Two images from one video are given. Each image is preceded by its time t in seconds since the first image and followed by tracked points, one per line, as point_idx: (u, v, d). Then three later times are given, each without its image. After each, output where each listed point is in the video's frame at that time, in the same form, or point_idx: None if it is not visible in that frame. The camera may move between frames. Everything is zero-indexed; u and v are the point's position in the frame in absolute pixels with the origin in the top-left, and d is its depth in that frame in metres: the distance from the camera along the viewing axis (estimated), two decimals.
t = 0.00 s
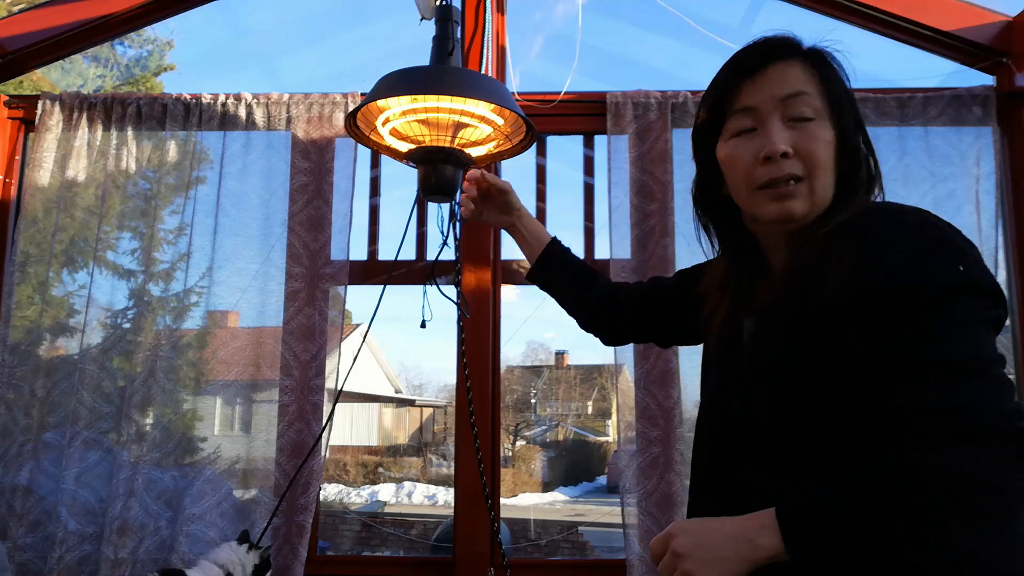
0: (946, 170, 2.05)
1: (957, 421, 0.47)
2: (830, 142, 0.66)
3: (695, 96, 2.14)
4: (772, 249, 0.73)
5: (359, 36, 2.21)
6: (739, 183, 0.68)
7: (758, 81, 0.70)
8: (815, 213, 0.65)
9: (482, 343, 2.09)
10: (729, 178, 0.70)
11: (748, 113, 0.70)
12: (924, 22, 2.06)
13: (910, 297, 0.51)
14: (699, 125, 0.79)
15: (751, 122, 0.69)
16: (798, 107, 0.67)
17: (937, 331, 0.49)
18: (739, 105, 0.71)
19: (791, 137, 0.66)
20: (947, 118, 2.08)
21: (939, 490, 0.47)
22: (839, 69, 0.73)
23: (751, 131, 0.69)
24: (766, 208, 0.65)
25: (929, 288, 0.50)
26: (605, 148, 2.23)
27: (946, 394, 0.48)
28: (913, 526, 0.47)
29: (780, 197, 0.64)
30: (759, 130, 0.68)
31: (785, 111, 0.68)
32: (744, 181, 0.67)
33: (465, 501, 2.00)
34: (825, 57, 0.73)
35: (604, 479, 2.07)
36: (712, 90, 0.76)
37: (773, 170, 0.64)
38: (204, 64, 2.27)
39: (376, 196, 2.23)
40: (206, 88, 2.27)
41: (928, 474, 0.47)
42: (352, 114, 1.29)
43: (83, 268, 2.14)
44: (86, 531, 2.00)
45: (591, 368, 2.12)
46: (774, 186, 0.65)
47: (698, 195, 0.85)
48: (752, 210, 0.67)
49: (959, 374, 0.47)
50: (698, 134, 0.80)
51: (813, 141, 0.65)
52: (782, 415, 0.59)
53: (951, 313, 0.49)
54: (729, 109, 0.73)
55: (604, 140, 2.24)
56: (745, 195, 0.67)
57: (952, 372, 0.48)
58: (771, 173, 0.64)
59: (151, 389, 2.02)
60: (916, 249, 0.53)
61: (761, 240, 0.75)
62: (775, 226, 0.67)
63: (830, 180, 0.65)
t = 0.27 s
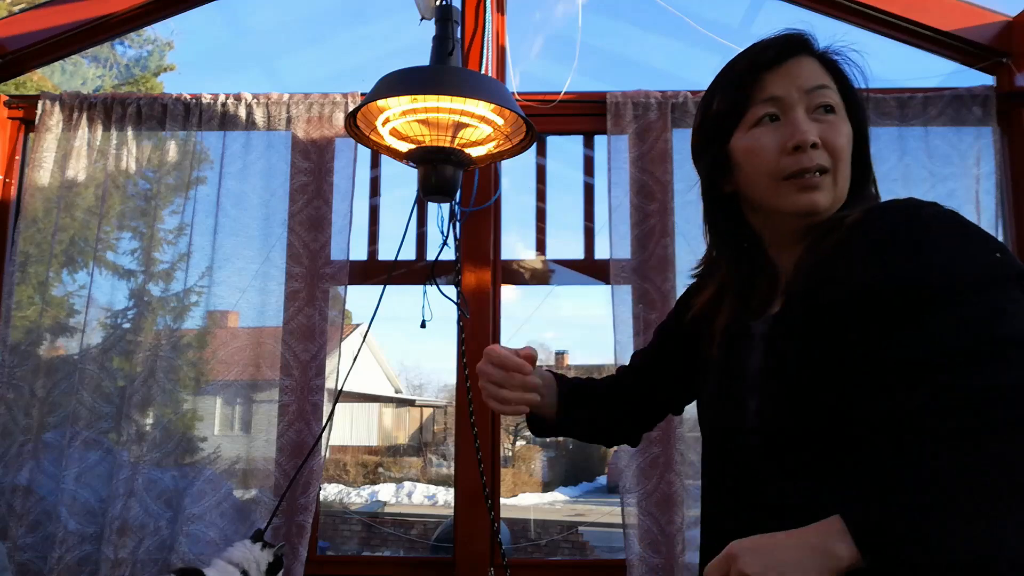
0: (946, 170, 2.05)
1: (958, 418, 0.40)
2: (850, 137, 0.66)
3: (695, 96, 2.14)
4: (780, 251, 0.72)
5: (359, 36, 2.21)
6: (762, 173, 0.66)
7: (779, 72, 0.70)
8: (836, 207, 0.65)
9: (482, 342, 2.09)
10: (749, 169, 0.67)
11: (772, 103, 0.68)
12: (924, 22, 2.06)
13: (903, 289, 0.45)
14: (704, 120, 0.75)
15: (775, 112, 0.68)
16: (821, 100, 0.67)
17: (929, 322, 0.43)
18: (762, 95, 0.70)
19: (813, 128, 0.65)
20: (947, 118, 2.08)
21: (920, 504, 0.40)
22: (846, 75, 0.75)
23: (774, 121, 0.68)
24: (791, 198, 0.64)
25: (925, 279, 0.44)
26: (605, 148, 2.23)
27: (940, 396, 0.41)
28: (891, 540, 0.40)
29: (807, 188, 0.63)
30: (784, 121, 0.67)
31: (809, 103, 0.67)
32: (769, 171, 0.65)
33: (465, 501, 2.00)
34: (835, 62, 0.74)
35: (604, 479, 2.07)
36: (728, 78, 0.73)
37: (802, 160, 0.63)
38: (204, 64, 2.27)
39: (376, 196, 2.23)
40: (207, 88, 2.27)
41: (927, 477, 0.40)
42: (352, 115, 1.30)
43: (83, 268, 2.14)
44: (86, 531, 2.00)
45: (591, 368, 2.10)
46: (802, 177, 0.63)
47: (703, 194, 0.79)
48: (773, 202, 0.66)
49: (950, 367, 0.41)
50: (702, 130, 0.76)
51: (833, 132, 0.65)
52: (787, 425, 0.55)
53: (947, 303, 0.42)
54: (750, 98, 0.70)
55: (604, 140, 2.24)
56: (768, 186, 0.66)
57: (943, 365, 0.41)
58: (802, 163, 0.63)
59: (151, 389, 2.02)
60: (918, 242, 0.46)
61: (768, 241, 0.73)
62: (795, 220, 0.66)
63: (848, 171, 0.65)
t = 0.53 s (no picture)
0: (946, 170, 2.05)
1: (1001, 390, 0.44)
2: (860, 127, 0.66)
3: (695, 96, 2.14)
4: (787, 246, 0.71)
5: (359, 36, 2.22)
6: (773, 161, 0.65)
7: (789, 58, 0.69)
8: (844, 198, 0.65)
9: (482, 342, 2.10)
10: (758, 156, 0.66)
11: (784, 90, 0.67)
12: (923, 22, 2.06)
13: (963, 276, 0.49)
14: (708, 107, 0.73)
15: (787, 100, 0.67)
16: (834, 89, 0.67)
17: (988, 305, 0.46)
18: (774, 82, 0.68)
19: (826, 116, 0.64)
20: (947, 118, 2.08)
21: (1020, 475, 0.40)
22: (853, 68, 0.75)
23: (785, 108, 0.67)
24: (803, 187, 0.63)
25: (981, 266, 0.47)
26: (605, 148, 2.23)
27: (1003, 366, 0.43)
28: (978, 505, 0.42)
29: (819, 177, 0.63)
30: (796, 109, 0.66)
31: (822, 92, 0.67)
32: (781, 159, 0.64)
33: (465, 500, 2.01)
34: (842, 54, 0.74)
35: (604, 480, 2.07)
36: (737, 64, 0.70)
37: (815, 147, 0.63)
38: (203, 64, 2.26)
39: (376, 196, 2.23)
40: (207, 87, 2.27)
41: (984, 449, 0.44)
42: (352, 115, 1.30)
43: (83, 268, 2.14)
44: (86, 531, 2.00)
45: (591, 368, 2.11)
46: (813, 165, 0.63)
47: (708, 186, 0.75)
48: (782, 190, 0.65)
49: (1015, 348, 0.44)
50: (705, 118, 0.73)
51: (847, 120, 0.64)
52: (819, 420, 0.55)
53: (1000, 282, 0.46)
54: (760, 84, 0.69)
55: (605, 140, 2.24)
56: (778, 174, 0.65)
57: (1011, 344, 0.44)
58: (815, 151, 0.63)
59: (152, 389, 2.02)
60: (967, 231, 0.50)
61: (773, 233, 0.72)
62: (802, 210, 0.66)
63: (859, 160, 0.65)
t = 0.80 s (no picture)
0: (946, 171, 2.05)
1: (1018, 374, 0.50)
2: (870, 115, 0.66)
3: (695, 96, 2.14)
4: (801, 240, 0.70)
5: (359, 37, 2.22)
6: (784, 153, 0.64)
7: (797, 48, 0.68)
8: (859, 188, 0.65)
9: (482, 342, 2.09)
10: (767, 149, 0.66)
11: (792, 79, 0.67)
12: (924, 22, 2.06)
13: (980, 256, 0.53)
14: (711, 99, 0.73)
15: (795, 89, 0.66)
16: (842, 77, 0.67)
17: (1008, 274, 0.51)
18: (780, 72, 0.68)
19: (837, 106, 0.64)
20: (947, 117, 2.08)
21: None
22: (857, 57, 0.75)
23: (793, 98, 0.66)
24: (817, 178, 0.63)
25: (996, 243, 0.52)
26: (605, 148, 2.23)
27: None
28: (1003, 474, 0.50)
29: (833, 168, 0.63)
30: (804, 98, 0.66)
31: (829, 80, 0.66)
32: (792, 150, 0.64)
33: (465, 500, 2.01)
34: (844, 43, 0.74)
35: (604, 479, 2.07)
36: (740, 56, 0.70)
37: (828, 137, 0.62)
38: (204, 64, 2.27)
39: (376, 196, 2.23)
40: (207, 87, 2.27)
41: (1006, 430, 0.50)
42: (352, 115, 1.30)
43: (83, 268, 2.14)
44: (86, 531, 1.99)
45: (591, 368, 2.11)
46: (826, 155, 0.63)
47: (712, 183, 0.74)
48: (793, 182, 0.65)
49: None
50: (709, 111, 0.73)
51: (858, 110, 0.64)
52: (847, 412, 0.56)
53: (1015, 250, 0.51)
54: (766, 75, 0.68)
55: (605, 140, 2.24)
56: (789, 167, 0.64)
57: None
58: (828, 141, 0.62)
59: (151, 389, 2.02)
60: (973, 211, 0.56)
61: (784, 227, 0.71)
62: (816, 202, 0.65)
63: (872, 152, 0.65)
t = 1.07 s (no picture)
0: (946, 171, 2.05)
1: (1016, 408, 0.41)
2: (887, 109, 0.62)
3: (695, 96, 2.14)
4: (810, 237, 0.67)
5: (359, 37, 2.22)
6: (795, 147, 0.61)
7: (812, 38, 0.64)
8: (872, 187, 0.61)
9: (482, 342, 2.09)
10: (778, 142, 0.62)
11: (804, 69, 0.63)
12: (923, 22, 2.07)
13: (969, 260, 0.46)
14: (723, 90, 0.70)
15: (807, 80, 0.63)
16: (858, 67, 0.63)
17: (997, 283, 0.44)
18: (793, 61, 0.64)
19: (853, 97, 0.60)
20: (947, 117, 2.08)
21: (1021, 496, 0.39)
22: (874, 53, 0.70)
23: (805, 90, 0.63)
24: (829, 176, 0.60)
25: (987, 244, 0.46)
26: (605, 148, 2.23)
27: None
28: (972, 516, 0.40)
29: (846, 165, 0.59)
30: (816, 89, 0.62)
31: (845, 70, 0.63)
32: (803, 145, 0.61)
33: (465, 501, 2.01)
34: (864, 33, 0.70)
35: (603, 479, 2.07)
36: (752, 45, 0.67)
37: (841, 132, 0.59)
38: (203, 64, 2.26)
39: (376, 196, 2.23)
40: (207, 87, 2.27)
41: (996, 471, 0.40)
42: (352, 115, 1.30)
43: (83, 268, 2.14)
44: (86, 531, 1.99)
45: (591, 368, 2.11)
46: (839, 151, 0.59)
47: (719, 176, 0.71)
48: (805, 178, 0.61)
49: None
50: (719, 103, 0.70)
51: (874, 102, 0.60)
52: (835, 424, 0.50)
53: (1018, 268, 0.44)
54: (779, 64, 0.65)
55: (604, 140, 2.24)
56: (801, 162, 0.61)
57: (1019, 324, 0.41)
58: (840, 136, 0.59)
59: (151, 389, 2.02)
60: (975, 212, 0.48)
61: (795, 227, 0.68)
62: (828, 201, 0.62)
63: (888, 147, 0.62)
